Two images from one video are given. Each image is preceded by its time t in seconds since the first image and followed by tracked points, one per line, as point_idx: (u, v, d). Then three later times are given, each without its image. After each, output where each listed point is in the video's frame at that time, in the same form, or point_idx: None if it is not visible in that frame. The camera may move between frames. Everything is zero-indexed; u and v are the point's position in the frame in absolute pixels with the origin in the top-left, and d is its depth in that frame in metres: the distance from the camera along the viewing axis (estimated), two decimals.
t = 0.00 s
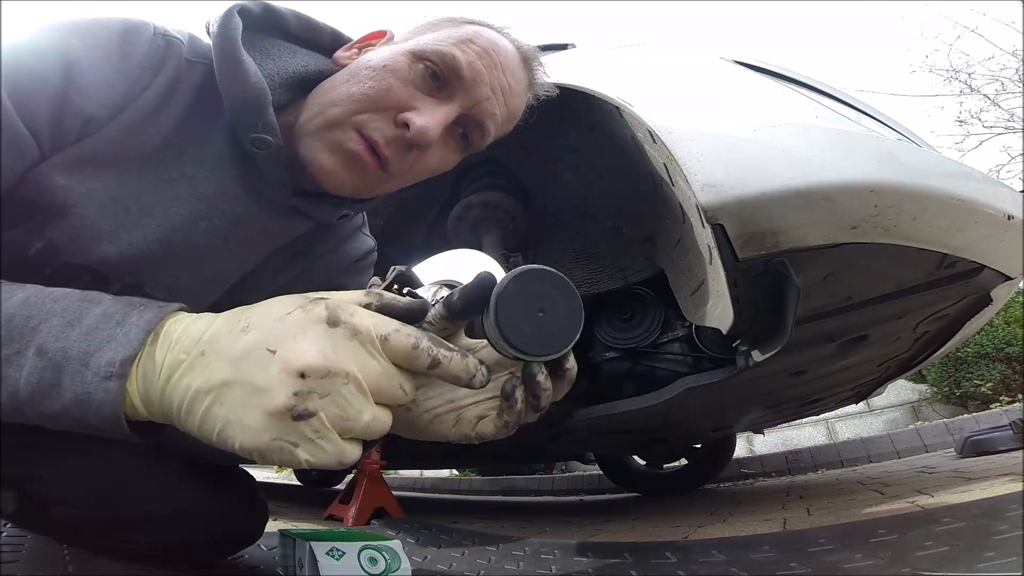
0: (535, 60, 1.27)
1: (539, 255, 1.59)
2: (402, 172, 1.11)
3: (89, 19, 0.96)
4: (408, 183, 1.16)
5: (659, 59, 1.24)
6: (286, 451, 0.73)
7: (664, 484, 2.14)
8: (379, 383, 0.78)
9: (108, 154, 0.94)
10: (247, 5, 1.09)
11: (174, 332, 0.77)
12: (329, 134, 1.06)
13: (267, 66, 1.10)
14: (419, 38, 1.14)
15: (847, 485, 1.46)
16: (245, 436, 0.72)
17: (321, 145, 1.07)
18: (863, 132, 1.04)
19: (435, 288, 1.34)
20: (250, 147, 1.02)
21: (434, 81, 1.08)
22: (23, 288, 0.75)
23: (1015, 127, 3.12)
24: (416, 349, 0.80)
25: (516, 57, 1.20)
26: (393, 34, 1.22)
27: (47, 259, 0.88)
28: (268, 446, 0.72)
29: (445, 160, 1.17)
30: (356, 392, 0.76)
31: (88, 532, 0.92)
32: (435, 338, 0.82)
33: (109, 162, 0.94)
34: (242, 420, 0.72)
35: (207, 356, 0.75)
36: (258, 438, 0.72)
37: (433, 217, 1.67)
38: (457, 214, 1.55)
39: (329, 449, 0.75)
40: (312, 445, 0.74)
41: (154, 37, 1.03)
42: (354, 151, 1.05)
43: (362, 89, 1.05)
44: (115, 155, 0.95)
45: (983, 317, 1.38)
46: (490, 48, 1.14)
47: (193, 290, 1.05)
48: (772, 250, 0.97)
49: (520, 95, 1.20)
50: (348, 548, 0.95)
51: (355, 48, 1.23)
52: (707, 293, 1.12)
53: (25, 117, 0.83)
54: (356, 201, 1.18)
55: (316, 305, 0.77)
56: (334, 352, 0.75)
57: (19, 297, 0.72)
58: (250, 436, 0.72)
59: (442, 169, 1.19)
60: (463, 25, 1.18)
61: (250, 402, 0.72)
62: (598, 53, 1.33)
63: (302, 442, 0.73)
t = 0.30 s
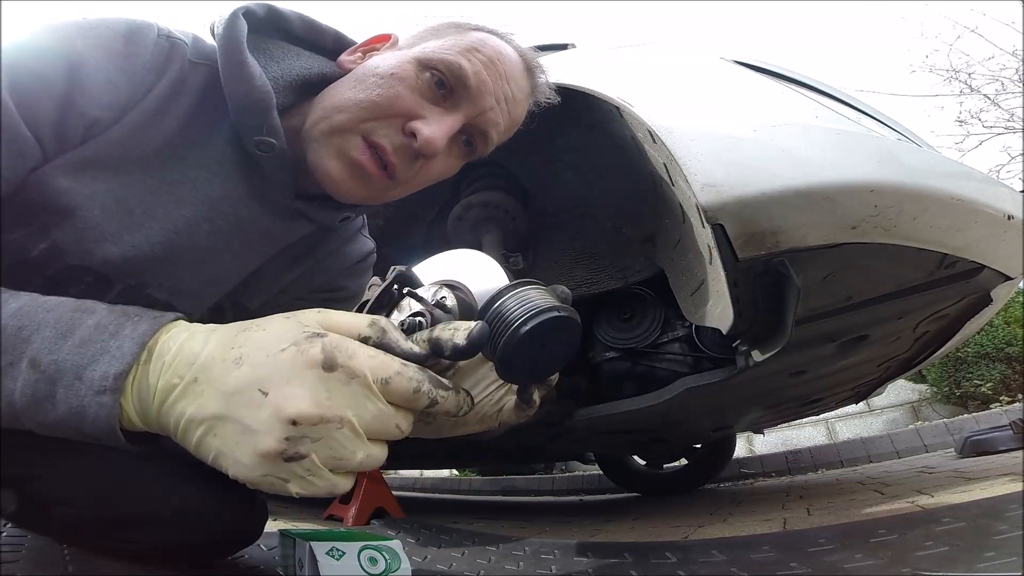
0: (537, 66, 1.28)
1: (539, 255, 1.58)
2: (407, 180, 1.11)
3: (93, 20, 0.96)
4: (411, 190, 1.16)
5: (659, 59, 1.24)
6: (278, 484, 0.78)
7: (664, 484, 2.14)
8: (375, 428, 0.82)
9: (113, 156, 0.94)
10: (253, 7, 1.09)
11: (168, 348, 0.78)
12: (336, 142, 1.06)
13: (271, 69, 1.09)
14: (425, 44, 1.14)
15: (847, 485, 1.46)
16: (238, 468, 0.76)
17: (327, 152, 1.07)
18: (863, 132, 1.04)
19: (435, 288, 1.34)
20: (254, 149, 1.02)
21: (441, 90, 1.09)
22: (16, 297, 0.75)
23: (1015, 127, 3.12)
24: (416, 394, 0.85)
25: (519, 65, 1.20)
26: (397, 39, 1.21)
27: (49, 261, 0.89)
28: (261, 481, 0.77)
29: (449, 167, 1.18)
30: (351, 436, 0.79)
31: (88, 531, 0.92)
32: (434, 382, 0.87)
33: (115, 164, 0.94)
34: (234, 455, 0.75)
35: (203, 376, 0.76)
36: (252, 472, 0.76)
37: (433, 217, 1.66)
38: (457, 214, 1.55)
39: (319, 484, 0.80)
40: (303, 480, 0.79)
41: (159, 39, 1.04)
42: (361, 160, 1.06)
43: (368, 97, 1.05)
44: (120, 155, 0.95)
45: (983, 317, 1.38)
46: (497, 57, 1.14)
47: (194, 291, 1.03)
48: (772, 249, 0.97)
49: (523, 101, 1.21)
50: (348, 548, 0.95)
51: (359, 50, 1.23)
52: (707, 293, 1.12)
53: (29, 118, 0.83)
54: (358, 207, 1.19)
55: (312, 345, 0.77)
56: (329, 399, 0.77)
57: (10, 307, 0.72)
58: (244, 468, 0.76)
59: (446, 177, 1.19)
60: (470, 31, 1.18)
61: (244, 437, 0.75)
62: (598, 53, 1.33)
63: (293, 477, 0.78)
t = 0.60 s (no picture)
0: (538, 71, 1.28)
1: (539, 255, 1.60)
2: (409, 186, 1.12)
3: (92, 21, 0.96)
4: (412, 193, 1.17)
5: (659, 59, 1.24)
6: (273, 501, 0.78)
7: (664, 484, 2.14)
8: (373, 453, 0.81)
9: (113, 156, 0.94)
10: (248, 8, 1.09)
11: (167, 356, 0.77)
12: (339, 150, 1.06)
13: (268, 68, 1.10)
14: (427, 48, 1.12)
15: (847, 485, 1.47)
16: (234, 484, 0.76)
17: (329, 160, 1.07)
18: (863, 132, 1.04)
19: (435, 288, 1.36)
20: (252, 149, 1.02)
21: (443, 98, 1.08)
22: (13, 304, 0.74)
23: (1014, 127, 3.13)
24: (416, 420, 0.83)
25: (520, 70, 1.19)
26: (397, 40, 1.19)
27: (51, 261, 0.89)
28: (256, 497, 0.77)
29: (450, 171, 1.18)
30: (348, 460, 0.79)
31: (88, 530, 0.92)
32: (435, 407, 0.85)
33: (115, 164, 0.94)
34: (230, 472, 0.75)
35: (201, 391, 0.75)
36: (247, 489, 0.76)
37: (433, 216, 1.66)
38: (457, 214, 1.55)
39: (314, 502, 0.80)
40: (298, 498, 0.79)
41: (159, 39, 1.04)
42: (364, 168, 1.06)
43: (371, 104, 1.04)
44: (121, 155, 0.95)
45: (983, 317, 1.38)
46: (500, 63, 1.13)
47: (194, 291, 1.04)
48: (772, 250, 0.97)
49: (524, 105, 1.21)
50: (348, 548, 0.95)
51: (359, 51, 1.22)
52: (707, 292, 1.12)
53: (29, 118, 0.83)
54: (360, 209, 1.19)
55: (313, 370, 0.75)
56: (327, 425, 0.75)
57: (6, 313, 0.72)
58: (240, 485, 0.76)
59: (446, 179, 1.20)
60: (472, 35, 1.16)
61: (241, 454, 0.74)
62: (598, 53, 1.33)
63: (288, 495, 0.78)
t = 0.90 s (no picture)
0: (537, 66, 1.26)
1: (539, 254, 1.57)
2: (417, 193, 1.13)
3: (92, 21, 0.96)
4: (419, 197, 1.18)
5: (659, 59, 1.24)
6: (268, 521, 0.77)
7: (664, 484, 2.14)
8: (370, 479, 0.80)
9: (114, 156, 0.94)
10: (245, 9, 1.10)
11: (168, 370, 0.76)
12: (347, 161, 1.06)
13: (265, 68, 1.10)
14: (429, 54, 1.10)
15: (847, 485, 1.47)
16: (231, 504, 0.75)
17: (338, 170, 1.08)
18: (863, 132, 1.04)
19: (435, 288, 1.37)
20: (252, 149, 1.02)
21: (447, 107, 1.06)
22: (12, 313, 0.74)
23: (1014, 127, 3.13)
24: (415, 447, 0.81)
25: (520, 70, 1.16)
26: (397, 42, 1.17)
27: (52, 260, 0.89)
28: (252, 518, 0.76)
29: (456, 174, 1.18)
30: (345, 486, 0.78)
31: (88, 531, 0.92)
32: (432, 434, 0.84)
33: (116, 164, 0.94)
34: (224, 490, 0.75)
35: (200, 409, 0.75)
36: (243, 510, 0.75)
37: (433, 217, 1.66)
38: (457, 214, 1.54)
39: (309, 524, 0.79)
40: (294, 520, 0.78)
41: (160, 39, 1.03)
42: (373, 180, 1.07)
43: (376, 116, 1.04)
44: (121, 155, 0.95)
45: (983, 317, 1.38)
46: (502, 69, 1.11)
47: (194, 291, 1.04)
48: (772, 250, 0.97)
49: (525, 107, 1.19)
50: (348, 547, 0.95)
51: (357, 52, 1.19)
52: (707, 292, 1.12)
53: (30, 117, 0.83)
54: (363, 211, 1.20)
55: (316, 399, 0.74)
56: (327, 451, 0.75)
57: (4, 325, 0.71)
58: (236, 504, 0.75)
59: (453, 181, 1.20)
60: (475, 38, 1.13)
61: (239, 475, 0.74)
62: (598, 54, 1.33)
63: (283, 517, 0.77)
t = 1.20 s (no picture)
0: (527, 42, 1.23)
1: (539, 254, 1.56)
2: (422, 180, 1.12)
3: (90, 21, 0.96)
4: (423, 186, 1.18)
5: (660, 59, 1.24)
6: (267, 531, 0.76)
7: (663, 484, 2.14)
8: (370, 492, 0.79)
9: (114, 154, 0.94)
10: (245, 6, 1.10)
11: (169, 378, 0.75)
12: (351, 153, 1.05)
13: (265, 63, 1.10)
14: (423, 40, 1.09)
15: (847, 486, 1.46)
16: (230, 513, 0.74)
17: (341, 162, 1.06)
18: (864, 132, 1.04)
19: (435, 288, 1.37)
20: (254, 144, 1.02)
21: (446, 91, 1.05)
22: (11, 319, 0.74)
23: (1015, 127, 3.13)
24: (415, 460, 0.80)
25: (515, 53, 1.16)
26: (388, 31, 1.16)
27: (53, 259, 0.89)
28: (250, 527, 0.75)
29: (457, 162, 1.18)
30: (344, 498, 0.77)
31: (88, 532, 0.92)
32: (433, 448, 0.82)
33: (116, 163, 0.94)
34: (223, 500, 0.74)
35: (199, 419, 0.74)
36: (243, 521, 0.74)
37: (433, 217, 1.66)
38: (457, 214, 1.55)
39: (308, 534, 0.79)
40: (294, 530, 0.77)
41: (159, 38, 1.03)
42: (379, 170, 1.06)
43: (377, 106, 1.03)
44: (121, 154, 0.95)
45: (983, 317, 1.38)
46: (498, 51, 1.10)
47: (194, 290, 1.04)
48: (772, 250, 0.96)
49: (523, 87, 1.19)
50: (348, 547, 0.95)
51: (348, 46, 1.17)
52: (707, 292, 1.12)
53: (29, 116, 0.83)
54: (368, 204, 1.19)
55: (317, 414, 0.72)
56: (327, 466, 0.73)
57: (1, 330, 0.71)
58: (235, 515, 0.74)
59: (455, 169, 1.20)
60: (466, 23, 1.13)
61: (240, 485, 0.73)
62: (598, 54, 1.33)
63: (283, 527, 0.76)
